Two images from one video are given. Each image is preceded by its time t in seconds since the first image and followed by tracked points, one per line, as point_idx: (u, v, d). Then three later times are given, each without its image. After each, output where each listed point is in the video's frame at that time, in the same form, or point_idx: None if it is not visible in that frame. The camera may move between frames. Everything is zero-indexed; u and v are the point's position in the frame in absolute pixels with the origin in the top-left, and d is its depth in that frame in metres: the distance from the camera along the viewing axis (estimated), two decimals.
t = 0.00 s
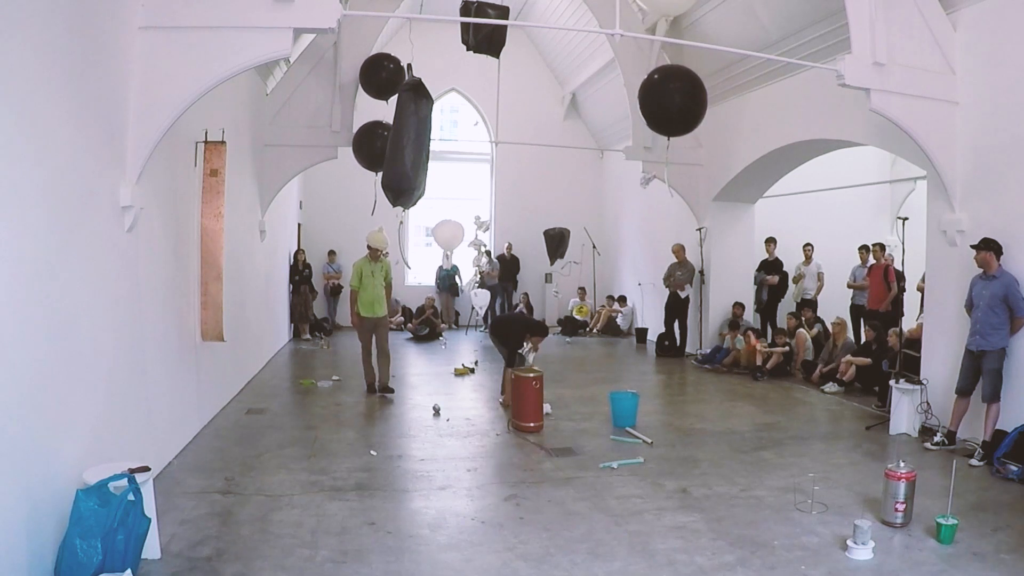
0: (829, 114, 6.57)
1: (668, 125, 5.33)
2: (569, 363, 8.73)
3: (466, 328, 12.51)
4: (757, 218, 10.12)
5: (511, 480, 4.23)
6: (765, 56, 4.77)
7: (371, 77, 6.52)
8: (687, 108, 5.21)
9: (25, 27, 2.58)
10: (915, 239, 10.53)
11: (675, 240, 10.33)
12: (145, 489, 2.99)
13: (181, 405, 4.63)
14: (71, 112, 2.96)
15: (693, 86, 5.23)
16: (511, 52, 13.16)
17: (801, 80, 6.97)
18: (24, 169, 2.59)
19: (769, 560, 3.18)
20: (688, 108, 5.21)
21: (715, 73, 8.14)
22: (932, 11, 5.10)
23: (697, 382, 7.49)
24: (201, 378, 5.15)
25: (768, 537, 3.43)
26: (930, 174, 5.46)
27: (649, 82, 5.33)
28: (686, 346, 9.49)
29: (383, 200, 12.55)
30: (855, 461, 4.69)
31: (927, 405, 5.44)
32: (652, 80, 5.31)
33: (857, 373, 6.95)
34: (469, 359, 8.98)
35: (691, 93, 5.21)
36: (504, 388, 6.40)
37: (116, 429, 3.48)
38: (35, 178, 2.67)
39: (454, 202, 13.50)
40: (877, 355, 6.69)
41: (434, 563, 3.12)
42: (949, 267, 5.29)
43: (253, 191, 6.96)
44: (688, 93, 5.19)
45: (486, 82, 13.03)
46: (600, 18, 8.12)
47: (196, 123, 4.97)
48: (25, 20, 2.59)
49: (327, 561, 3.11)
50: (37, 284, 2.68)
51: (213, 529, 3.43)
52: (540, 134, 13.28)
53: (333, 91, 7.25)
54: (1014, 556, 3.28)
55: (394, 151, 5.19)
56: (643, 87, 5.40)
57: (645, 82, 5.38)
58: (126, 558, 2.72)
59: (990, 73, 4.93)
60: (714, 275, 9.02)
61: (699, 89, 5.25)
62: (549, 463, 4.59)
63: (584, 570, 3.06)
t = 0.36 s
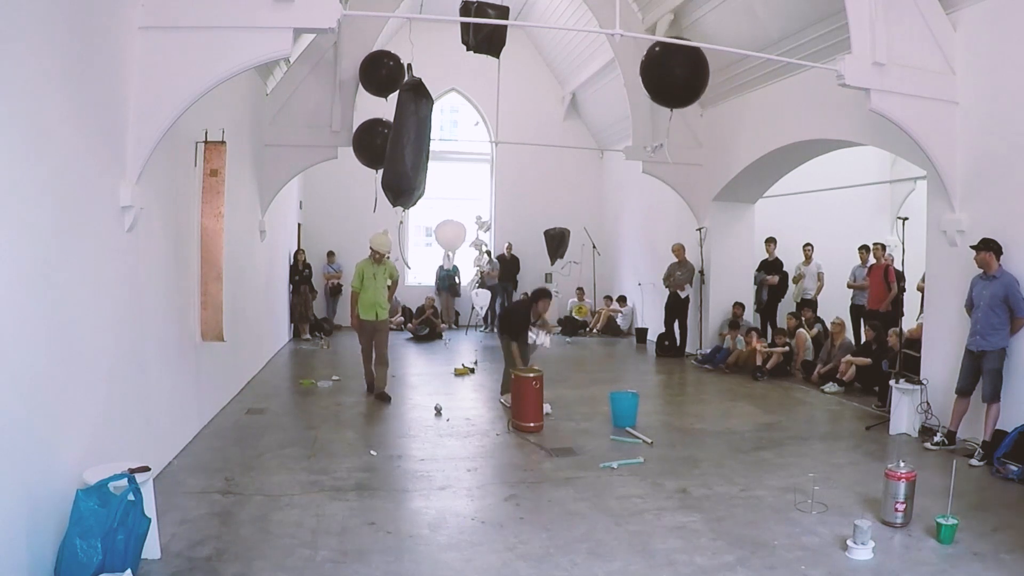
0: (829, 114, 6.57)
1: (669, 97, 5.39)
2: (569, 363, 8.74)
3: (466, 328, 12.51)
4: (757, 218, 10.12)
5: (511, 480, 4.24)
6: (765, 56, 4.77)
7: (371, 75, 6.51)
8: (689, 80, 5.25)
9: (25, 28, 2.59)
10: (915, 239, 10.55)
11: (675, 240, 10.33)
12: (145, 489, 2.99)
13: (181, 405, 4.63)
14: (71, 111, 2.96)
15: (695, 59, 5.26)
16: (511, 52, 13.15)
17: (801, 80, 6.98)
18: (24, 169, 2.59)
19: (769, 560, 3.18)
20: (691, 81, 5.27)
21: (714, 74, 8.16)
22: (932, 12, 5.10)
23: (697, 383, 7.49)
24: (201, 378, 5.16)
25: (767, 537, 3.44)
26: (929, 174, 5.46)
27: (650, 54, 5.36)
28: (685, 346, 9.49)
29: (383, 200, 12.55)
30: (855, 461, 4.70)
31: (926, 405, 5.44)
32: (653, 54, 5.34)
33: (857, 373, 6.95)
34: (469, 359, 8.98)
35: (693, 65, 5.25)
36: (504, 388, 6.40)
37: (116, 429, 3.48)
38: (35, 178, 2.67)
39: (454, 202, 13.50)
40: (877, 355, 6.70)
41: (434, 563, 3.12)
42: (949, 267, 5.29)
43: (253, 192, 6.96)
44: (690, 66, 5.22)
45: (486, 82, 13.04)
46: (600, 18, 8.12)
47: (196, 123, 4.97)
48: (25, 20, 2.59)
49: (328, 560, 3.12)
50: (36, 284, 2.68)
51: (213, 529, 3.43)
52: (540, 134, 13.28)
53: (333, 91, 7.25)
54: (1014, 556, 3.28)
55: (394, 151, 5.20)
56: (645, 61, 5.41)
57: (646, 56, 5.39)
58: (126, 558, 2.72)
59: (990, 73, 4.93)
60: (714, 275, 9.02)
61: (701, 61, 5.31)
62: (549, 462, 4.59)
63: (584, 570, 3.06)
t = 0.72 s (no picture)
0: (828, 114, 6.57)
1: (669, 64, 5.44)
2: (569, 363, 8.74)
3: (466, 328, 12.51)
4: (757, 218, 10.12)
5: (511, 480, 4.23)
6: (764, 56, 4.77)
7: (371, 73, 6.51)
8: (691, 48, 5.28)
9: (25, 28, 2.59)
10: (915, 239, 10.55)
11: (675, 240, 10.34)
12: (145, 489, 2.99)
13: (181, 405, 4.63)
14: (71, 111, 2.96)
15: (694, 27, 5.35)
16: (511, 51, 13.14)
17: (800, 80, 6.98)
18: (24, 169, 2.59)
19: (769, 560, 3.18)
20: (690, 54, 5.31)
21: (714, 74, 8.16)
22: (932, 12, 5.10)
23: (697, 383, 7.49)
24: (201, 378, 5.16)
25: (768, 537, 3.44)
26: (930, 174, 5.46)
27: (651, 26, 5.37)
28: (685, 346, 9.49)
29: (383, 200, 12.55)
30: (855, 461, 4.70)
31: (926, 405, 5.44)
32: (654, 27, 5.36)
33: (857, 373, 6.95)
34: (469, 359, 8.98)
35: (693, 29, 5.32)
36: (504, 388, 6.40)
37: (117, 429, 3.48)
38: (35, 178, 2.67)
39: (454, 202, 13.50)
40: (877, 355, 6.70)
41: (434, 563, 3.12)
42: (949, 267, 5.29)
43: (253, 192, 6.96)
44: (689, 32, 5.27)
45: (486, 82, 13.04)
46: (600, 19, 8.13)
47: (196, 123, 4.96)
48: (25, 21, 2.58)
49: (328, 560, 3.12)
50: (36, 283, 2.68)
51: (213, 529, 3.43)
52: (540, 133, 13.28)
53: (333, 91, 7.25)
54: (1014, 556, 3.28)
55: (394, 151, 5.20)
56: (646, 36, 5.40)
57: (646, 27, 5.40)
58: (126, 558, 2.72)
59: (990, 73, 4.93)
60: (714, 275, 9.01)
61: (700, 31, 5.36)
62: (549, 463, 4.59)
63: (584, 570, 3.06)
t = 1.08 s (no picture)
0: (828, 114, 6.57)
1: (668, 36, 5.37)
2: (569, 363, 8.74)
3: (466, 328, 12.51)
4: (757, 218, 10.12)
5: (511, 481, 4.24)
6: (764, 56, 4.77)
7: (371, 73, 6.51)
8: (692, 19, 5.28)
9: (25, 29, 2.59)
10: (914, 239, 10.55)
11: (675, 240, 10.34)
12: (145, 489, 2.99)
13: (181, 405, 4.63)
14: (71, 112, 2.96)
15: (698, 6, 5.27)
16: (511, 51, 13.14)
17: (800, 80, 6.99)
18: (25, 170, 2.59)
19: (769, 560, 3.18)
20: (686, 30, 5.27)
21: (714, 74, 8.16)
22: (932, 12, 5.11)
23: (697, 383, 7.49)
24: (201, 378, 5.16)
25: (767, 537, 3.44)
26: (930, 174, 5.46)
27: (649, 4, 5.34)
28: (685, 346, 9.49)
29: (383, 200, 12.55)
30: (855, 461, 4.70)
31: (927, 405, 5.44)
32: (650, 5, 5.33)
33: (857, 373, 6.94)
34: (468, 359, 8.98)
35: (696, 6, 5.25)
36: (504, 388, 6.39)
37: (116, 429, 3.48)
38: (35, 179, 2.67)
39: (454, 202, 13.50)
40: (877, 355, 6.70)
41: (433, 563, 3.12)
42: (949, 267, 5.29)
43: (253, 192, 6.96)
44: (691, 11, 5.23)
45: (486, 82, 13.04)
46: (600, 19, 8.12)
47: (196, 123, 4.96)
48: (24, 21, 2.58)
49: (328, 560, 3.12)
50: (36, 284, 2.68)
51: (213, 529, 3.43)
52: (540, 133, 13.28)
53: (333, 91, 7.25)
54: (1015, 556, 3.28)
55: (394, 152, 5.20)
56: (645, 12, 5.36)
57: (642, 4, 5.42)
58: (126, 558, 2.72)
59: (990, 74, 4.93)
60: (714, 275, 9.02)
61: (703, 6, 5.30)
62: (549, 462, 4.59)
63: (584, 570, 3.06)
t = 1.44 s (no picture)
0: (828, 114, 6.57)
1: (667, 9, 4.98)
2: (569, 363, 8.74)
3: (466, 328, 12.52)
4: (758, 218, 10.12)
5: (511, 481, 4.24)
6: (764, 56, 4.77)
7: (372, 74, 6.51)
8: None
9: (25, 28, 2.59)
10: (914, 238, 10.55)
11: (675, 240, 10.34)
12: (145, 489, 2.99)
13: (181, 405, 4.63)
14: (71, 112, 2.96)
15: None
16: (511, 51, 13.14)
17: (800, 80, 6.99)
18: (25, 169, 2.60)
19: (769, 560, 3.18)
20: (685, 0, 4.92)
21: (714, 74, 8.17)
22: (932, 12, 5.11)
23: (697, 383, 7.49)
24: (201, 378, 5.16)
25: (767, 537, 3.44)
26: (930, 174, 5.46)
27: None
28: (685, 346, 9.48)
29: (383, 200, 12.54)
30: (855, 461, 4.70)
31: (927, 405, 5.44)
32: None
33: (857, 373, 6.94)
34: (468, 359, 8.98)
35: None
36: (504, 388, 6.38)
37: (116, 429, 3.48)
38: (35, 178, 2.67)
39: (454, 202, 13.50)
40: (877, 355, 6.70)
41: (433, 563, 3.12)
42: (949, 267, 5.29)
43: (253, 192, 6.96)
44: None
45: (486, 82, 13.04)
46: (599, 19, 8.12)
47: (196, 123, 4.96)
48: (24, 20, 2.58)
49: (328, 560, 3.12)
50: (36, 283, 2.68)
51: (213, 529, 3.43)
52: (540, 133, 13.28)
53: (333, 91, 7.25)
54: (1014, 556, 3.28)
55: (393, 152, 5.21)
56: None
57: None
58: (126, 557, 2.72)
59: (990, 74, 4.93)
60: (714, 274, 9.01)
61: None
62: (549, 462, 4.59)
63: (584, 570, 3.06)
